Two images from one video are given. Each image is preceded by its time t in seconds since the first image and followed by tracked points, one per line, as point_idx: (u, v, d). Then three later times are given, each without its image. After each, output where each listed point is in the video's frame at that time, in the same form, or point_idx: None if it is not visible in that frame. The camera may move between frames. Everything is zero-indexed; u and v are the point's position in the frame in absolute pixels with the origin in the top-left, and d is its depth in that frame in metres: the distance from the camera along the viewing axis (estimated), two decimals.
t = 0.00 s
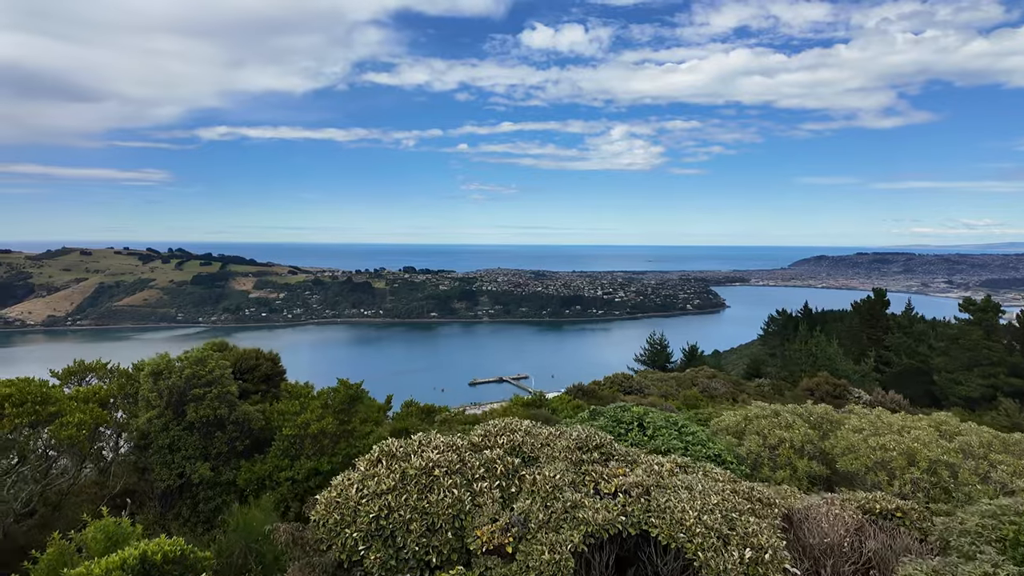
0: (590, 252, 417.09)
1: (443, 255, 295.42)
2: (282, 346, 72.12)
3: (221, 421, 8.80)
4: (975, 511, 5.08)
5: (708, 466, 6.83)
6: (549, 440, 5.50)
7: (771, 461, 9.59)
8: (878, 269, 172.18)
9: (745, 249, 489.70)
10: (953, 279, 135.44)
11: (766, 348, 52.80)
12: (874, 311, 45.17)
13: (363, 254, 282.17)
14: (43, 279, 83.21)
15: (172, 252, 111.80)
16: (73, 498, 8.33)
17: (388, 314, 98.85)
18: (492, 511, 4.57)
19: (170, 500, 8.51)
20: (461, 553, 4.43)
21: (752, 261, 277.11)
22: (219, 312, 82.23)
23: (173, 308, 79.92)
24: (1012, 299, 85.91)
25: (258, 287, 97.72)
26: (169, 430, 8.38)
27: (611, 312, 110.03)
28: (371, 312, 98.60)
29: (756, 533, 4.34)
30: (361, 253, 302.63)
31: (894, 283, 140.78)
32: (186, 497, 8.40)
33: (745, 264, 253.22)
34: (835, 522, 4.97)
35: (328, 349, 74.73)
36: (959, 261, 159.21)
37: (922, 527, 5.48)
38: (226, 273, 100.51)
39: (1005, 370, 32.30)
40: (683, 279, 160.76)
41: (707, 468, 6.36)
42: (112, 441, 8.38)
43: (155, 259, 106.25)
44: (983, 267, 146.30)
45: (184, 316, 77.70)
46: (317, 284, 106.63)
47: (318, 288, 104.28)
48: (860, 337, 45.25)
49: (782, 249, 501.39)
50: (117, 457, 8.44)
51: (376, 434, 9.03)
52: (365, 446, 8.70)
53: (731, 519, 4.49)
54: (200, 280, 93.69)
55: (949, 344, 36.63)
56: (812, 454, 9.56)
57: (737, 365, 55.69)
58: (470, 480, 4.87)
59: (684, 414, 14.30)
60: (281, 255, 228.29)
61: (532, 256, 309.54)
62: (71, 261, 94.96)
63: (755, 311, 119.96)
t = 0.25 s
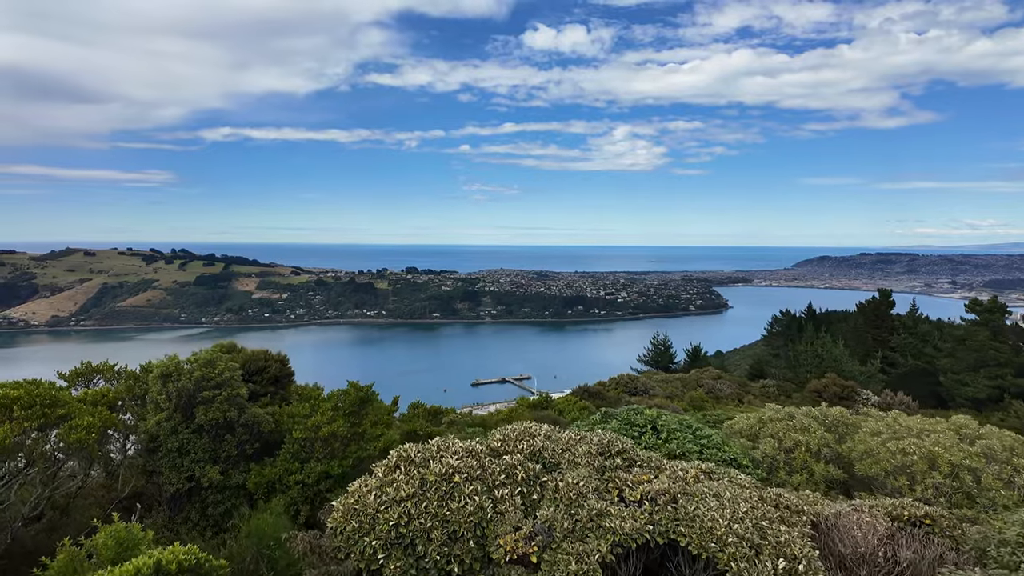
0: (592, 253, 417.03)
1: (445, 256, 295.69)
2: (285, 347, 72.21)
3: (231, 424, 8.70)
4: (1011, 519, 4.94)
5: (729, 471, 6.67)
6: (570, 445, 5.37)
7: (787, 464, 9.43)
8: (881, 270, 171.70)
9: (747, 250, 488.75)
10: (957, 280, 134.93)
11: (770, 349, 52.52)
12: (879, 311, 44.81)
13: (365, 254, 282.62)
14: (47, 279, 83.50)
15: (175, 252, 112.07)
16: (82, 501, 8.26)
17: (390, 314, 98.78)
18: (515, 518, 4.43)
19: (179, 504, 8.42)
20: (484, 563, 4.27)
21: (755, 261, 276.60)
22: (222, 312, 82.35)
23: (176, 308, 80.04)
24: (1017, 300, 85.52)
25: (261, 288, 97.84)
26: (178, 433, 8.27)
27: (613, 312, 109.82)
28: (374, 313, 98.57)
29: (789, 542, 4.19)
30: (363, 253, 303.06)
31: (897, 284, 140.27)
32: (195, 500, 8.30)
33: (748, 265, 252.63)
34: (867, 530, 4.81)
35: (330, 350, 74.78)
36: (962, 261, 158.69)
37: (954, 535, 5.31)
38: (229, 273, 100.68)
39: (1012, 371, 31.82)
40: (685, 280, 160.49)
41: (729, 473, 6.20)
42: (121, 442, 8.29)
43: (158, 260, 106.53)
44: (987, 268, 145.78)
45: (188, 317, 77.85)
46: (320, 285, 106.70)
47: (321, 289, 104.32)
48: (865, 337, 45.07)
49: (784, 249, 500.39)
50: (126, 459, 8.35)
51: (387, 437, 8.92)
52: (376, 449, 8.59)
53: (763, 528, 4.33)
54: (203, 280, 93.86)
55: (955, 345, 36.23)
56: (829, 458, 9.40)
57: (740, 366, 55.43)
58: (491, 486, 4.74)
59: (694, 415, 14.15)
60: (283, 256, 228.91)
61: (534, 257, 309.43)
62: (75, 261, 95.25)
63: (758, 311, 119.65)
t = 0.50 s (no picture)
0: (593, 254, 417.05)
1: (446, 257, 295.79)
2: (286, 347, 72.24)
3: (239, 428, 8.59)
4: None
5: (750, 477, 6.51)
6: (590, 452, 5.24)
7: (801, 469, 9.29)
8: (883, 271, 171.41)
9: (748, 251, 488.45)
10: (959, 281, 134.69)
11: (772, 350, 52.35)
12: (883, 313, 44.79)
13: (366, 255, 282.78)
14: (49, 280, 83.59)
15: (177, 253, 112.16)
16: (87, 506, 8.17)
17: (391, 315, 98.59)
18: (535, 527, 4.30)
19: (186, 509, 8.30)
20: None
21: (756, 262, 276.09)
22: (223, 313, 82.34)
23: (178, 310, 80.03)
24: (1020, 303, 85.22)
25: (262, 289, 97.82)
26: (185, 437, 8.15)
27: (615, 313, 109.57)
28: (375, 314, 98.46)
29: (823, 556, 4.03)
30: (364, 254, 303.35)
31: (899, 285, 139.94)
32: (202, 506, 8.18)
33: (749, 266, 250.92)
34: (899, 541, 4.66)
35: (331, 351, 74.87)
36: (964, 262, 158.42)
37: (984, 544, 5.18)
38: (231, 274, 100.70)
39: (1017, 373, 31.68)
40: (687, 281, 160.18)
41: (753, 480, 6.01)
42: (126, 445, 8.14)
43: (160, 261, 106.63)
44: (988, 270, 145.49)
45: (189, 318, 77.86)
46: (321, 286, 106.64)
47: (322, 290, 104.25)
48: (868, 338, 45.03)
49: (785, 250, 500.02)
50: (132, 463, 8.20)
51: (395, 440, 8.79)
52: (386, 452, 8.49)
53: (795, 540, 4.18)
54: (205, 281, 93.94)
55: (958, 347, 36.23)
56: (845, 462, 9.26)
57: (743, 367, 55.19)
58: (510, 495, 4.61)
59: (703, 418, 13.98)
60: (285, 257, 229.51)
61: (534, 258, 309.40)
62: (77, 262, 95.35)
63: (760, 313, 119.35)
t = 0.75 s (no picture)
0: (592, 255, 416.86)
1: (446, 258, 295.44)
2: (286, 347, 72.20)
3: (245, 430, 8.47)
4: None
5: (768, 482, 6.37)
6: (609, 457, 5.08)
7: (815, 472, 9.16)
8: (883, 271, 171.40)
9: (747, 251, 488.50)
10: (959, 281, 134.63)
11: (772, 350, 52.22)
12: (885, 313, 44.72)
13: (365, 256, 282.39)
14: (49, 281, 83.54)
15: (177, 253, 112.06)
16: (90, 509, 8.05)
17: (392, 316, 98.41)
18: (557, 536, 4.14)
19: (192, 513, 8.16)
20: None
21: (756, 262, 275.99)
22: (224, 313, 82.22)
23: (178, 310, 79.94)
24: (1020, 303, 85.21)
25: (262, 290, 97.68)
26: (191, 440, 8.01)
27: (615, 314, 109.45)
28: (376, 314, 98.33)
29: (857, 566, 3.89)
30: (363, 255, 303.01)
31: (900, 285, 139.90)
32: (208, 510, 8.04)
33: (749, 267, 250.79)
34: (929, 548, 4.53)
35: (332, 351, 74.81)
36: (964, 262, 158.45)
37: (1015, 551, 5.02)
38: (231, 275, 100.56)
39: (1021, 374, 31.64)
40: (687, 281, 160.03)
41: (772, 485, 5.88)
42: (131, 448, 8.01)
43: (160, 262, 106.59)
44: (989, 270, 145.50)
45: (189, 318, 77.75)
46: (322, 286, 106.53)
47: (323, 291, 104.12)
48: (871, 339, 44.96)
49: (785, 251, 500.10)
50: (137, 465, 8.07)
51: (404, 443, 8.66)
52: (395, 454, 8.36)
53: (827, 549, 4.04)
54: (205, 282, 93.81)
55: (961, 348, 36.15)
56: (860, 466, 9.14)
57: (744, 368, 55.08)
58: (531, 501, 4.45)
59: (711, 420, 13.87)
60: (284, 258, 229.12)
61: (534, 258, 309.22)
62: (77, 263, 95.29)
63: (761, 313, 119.30)
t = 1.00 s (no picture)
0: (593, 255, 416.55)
1: (446, 258, 295.16)
2: (287, 348, 72.13)
3: (252, 435, 8.33)
4: None
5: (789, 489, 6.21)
6: (632, 466, 4.92)
7: (831, 477, 8.99)
8: (885, 272, 171.06)
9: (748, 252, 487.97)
10: (962, 282, 134.22)
11: (774, 351, 51.92)
12: (889, 314, 44.47)
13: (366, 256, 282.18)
14: (51, 281, 83.47)
15: (178, 254, 112.03)
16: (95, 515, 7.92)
17: (393, 316, 98.25)
18: (583, 551, 3.97)
19: (199, 518, 8.04)
20: None
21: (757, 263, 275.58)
22: (225, 314, 82.14)
23: (180, 311, 79.87)
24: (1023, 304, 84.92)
25: (263, 290, 97.58)
26: (197, 445, 7.88)
27: (616, 314, 109.21)
28: (377, 315, 98.18)
29: None
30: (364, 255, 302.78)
31: (902, 286, 139.55)
32: (214, 515, 7.90)
33: (751, 267, 250.44)
34: (966, 560, 4.37)
35: (333, 351, 74.69)
36: (966, 263, 158.16)
37: None
38: (232, 275, 100.49)
39: None
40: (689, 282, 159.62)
41: (794, 494, 5.73)
42: (136, 452, 7.87)
43: (162, 262, 106.56)
44: (991, 271, 145.23)
45: (190, 319, 77.67)
46: (323, 287, 106.42)
47: (324, 291, 104.02)
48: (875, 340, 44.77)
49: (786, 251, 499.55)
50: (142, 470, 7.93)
51: (414, 448, 8.51)
52: (405, 459, 8.19)
53: (865, 565, 3.87)
54: (206, 282, 93.73)
55: (966, 349, 35.86)
56: (878, 471, 8.95)
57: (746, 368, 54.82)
58: (553, 513, 4.29)
59: (719, 423, 13.71)
60: (285, 258, 228.96)
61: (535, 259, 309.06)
62: (78, 263, 95.23)
63: (762, 314, 119.02)
